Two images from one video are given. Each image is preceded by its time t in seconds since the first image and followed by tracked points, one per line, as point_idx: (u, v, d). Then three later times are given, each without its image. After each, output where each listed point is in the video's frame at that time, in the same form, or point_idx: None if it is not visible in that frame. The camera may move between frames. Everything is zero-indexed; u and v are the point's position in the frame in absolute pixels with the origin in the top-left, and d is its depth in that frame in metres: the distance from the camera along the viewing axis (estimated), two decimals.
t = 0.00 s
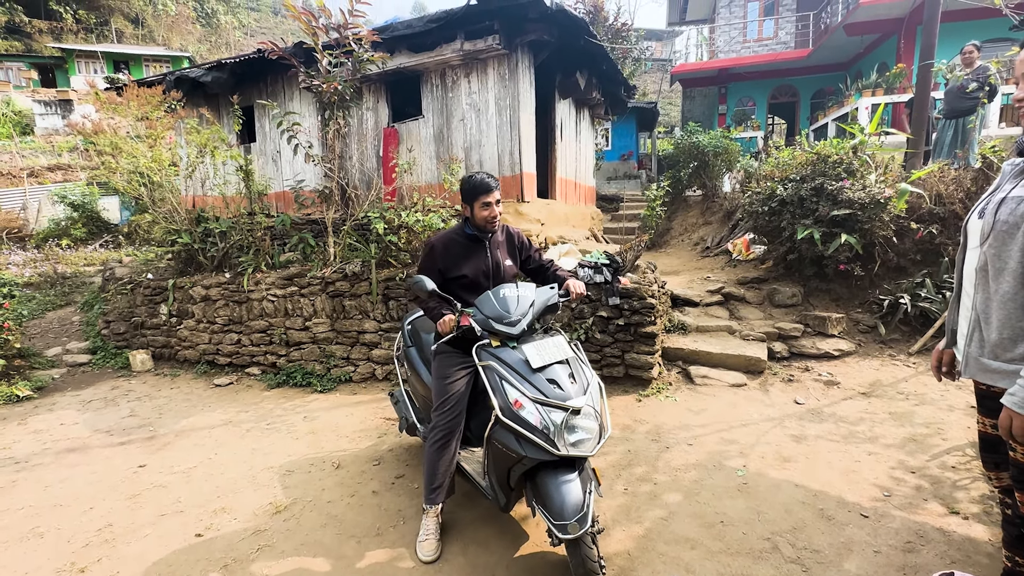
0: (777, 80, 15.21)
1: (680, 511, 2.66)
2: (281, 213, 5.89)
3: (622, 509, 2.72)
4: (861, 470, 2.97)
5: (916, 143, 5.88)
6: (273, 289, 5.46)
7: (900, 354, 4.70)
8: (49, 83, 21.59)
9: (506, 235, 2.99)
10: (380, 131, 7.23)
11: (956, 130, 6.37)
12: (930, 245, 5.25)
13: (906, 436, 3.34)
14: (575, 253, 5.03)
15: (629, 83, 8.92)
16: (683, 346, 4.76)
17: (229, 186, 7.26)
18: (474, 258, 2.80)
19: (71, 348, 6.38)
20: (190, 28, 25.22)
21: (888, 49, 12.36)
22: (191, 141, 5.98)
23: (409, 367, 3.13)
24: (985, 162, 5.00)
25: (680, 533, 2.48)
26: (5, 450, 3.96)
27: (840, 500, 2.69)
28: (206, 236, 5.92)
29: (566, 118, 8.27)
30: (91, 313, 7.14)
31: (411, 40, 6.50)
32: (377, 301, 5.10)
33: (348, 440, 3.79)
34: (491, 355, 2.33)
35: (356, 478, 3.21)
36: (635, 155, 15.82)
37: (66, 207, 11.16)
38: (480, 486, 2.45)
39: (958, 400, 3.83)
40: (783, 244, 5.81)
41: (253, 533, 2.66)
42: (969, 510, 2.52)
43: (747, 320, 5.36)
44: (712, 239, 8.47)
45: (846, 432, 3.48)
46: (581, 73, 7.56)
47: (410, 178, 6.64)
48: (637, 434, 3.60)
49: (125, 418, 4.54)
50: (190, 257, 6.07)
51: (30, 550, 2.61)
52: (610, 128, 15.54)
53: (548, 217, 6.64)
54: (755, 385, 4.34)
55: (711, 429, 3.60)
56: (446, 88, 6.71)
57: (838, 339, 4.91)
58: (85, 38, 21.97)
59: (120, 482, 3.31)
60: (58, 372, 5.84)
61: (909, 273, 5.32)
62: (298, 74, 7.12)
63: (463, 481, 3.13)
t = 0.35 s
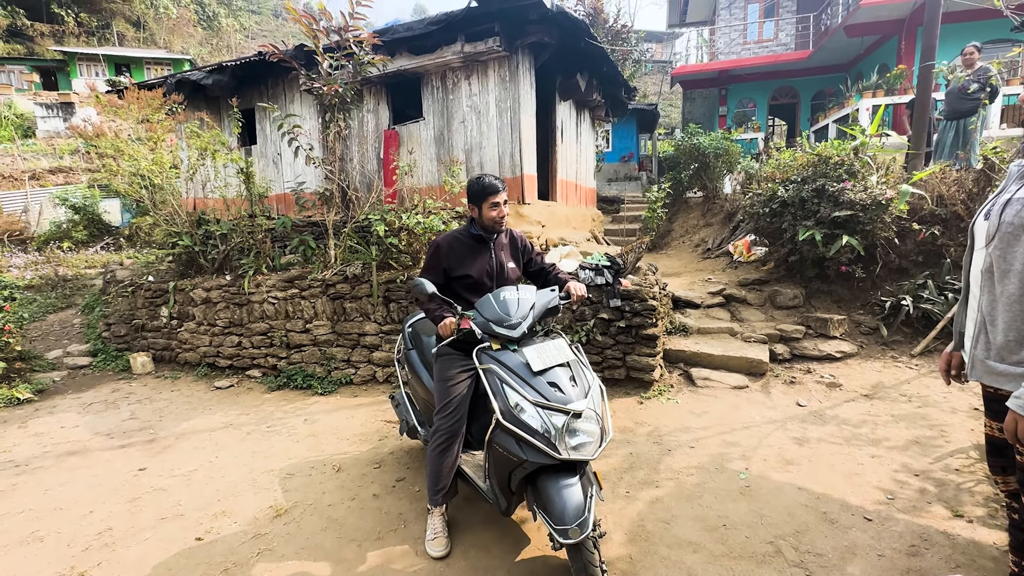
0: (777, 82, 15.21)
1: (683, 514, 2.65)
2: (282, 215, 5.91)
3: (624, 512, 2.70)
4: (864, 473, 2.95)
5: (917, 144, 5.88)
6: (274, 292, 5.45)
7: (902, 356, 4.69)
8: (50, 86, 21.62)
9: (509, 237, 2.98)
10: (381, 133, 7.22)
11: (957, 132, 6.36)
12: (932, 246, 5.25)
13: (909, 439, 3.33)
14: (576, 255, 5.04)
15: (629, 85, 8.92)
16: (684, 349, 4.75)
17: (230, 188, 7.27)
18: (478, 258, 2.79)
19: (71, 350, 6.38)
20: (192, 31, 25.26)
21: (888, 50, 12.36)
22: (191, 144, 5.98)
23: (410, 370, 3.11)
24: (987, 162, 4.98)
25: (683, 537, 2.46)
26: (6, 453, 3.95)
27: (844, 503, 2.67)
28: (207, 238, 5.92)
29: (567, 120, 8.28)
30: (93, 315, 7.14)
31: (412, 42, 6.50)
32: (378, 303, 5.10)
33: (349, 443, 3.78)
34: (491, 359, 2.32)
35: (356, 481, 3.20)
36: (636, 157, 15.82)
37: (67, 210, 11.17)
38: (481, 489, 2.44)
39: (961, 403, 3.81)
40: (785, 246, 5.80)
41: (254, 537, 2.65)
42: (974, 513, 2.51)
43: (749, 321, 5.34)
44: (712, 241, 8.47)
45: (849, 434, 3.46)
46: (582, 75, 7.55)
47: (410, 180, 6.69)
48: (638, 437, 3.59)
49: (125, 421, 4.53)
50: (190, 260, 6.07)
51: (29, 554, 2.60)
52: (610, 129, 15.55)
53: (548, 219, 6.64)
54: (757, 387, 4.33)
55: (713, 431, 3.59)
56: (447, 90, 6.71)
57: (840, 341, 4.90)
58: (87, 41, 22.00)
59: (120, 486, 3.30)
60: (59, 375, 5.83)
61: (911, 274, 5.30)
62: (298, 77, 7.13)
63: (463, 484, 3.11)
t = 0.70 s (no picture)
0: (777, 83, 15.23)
1: (684, 517, 2.64)
2: (282, 217, 5.91)
3: (625, 515, 2.69)
4: (865, 475, 2.94)
5: (917, 145, 5.88)
6: (274, 294, 5.44)
7: (903, 358, 4.67)
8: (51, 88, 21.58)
9: (508, 238, 2.98)
10: (381, 135, 7.23)
11: (957, 133, 6.37)
12: (933, 248, 5.24)
13: (911, 441, 3.32)
14: (577, 257, 5.04)
15: (629, 87, 8.93)
16: (684, 350, 4.74)
17: (230, 190, 7.28)
18: (477, 258, 2.79)
19: (71, 352, 6.37)
20: (193, 34, 25.32)
21: (888, 52, 12.38)
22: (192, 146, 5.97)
23: (411, 371, 3.10)
24: (987, 164, 4.94)
25: (685, 539, 2.45)
26: (6, 455, 3.95)
27: (846, 505, 2.66)
28: (207, 240, 5.94)
29: (567, 122, 8.28)
30: (93, 317, 7.14)
31: (412, 44, 6.50)
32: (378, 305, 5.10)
33: (350, 445, 3.77)
34: (492, 359, 2.31)
35: (356, 484, 3.19)
36: (636, 159, 15.84)
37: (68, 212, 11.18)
38: (482, 491, 2.43)
39: (963, 404, 3.80)
40: (785, 247, 5.79)
41: (254, 539, 2.64)
42: (977, 516, 2.49)
43: (750, 323, 5.33)
44: (713, 243, 8.46)
45: (850, 436, 3.45)
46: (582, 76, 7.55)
47: (410, 181, 6.73)
48: (639, 439, 3.58)
49: (125, 423, 4.52)
50: (191, 262, 6.07)
51: (28, 557, 2.59)
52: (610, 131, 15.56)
53: (548, 220, 6.64)
54: (758, 389, 4.32)
55: (714, 433, 3.58)
56: (447, 92, 6.72)
57: (841, 343, 4.89)
58: (87, 44, 22.02)
59: (120, 488, 3.30)
60: (59, 377, 5.82)
61: (912, 275, 5.30)
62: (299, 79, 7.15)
63: (463, 487, 3.10)
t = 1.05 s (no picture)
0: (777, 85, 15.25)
1: (685, 519, 2.64)
2: (282, 219, 5.91)
3: (625, 517, 2.69)
4: (866, 477, 2.94)
5: (917, 147, 5.89)
6: (274, 295, 5.44)
7: (904, 360, 4.67)
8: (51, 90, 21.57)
9: (507, 240, 2.99)
10: (382, 137, 7.24)
11: (958, 135, 6.37)
12: (934, 249, 5.23)
13: (912, 443, 3.32)
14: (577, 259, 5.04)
15: (629, 89, 8.94)
16: (685, 352, 4.74)
17: (231, 192, 7.29)
18: (477, 260, 2.79)
19: (71, 354, 6.37)
20: (194, 36, 25.34)
21: (888, 54, 12.39)
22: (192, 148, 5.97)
23: (411, 373, 3.10)
24: (987, 166, 4.98)
25: (686, 542, 2.45)
26: (6, 457, 3.95)
27: (847, 507, 2.66)
28: (207, 242, 5.95)
29: (567, 124, 8.30)
30: (93, 319, 7.15)
31: (413, 46, 6.51)
32: (378, 307, 5.10)
33: (350, 447, 3.77)
34: (493, 362, 2.31)
35: (356, 486, 3.19)
36: (636, 160, 15.86)
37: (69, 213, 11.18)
38: (482, 493, 2.43)
39: (963, 406, 3.80)
40: (785, 249, 5.79)
41: (254, 541, 2.64)
42: (978, 518, 2.49)
43: (750, 325, 5.33)
44: (713, 244, 8.46)
45: (850, 438, 3.45)
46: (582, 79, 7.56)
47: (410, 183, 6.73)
48: (639, 440, 3.58)
49: (126, 425, 4.52)
50: (191, 263, 6.08)
51: (28, 559, 2.59)
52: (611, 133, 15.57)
53: (549, 222, 6.65)
54: (758, 391, 4.32)
55: (714, 435, 3.58)
56: (448, 94, 6.73)
57: (841, 345, 4.89)
58: (88, 46, 22.02)
59: (120, 490, 3.30)
60: (60, 378, 5.82)
61: (912, 277, 5.30)
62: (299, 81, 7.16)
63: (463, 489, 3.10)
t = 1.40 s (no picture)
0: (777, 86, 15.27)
1: (685, 520, 2.63)
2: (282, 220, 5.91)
3: (625, 518, 2.69)
4: (866, 478, 2.94)
5: (917, 149, 5.90)
6: (274, 296, 5.44)
7: (903, 361, 4.67)
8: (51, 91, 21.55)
9: (507, 241, 3.00)
10: (382, 138, 7.25)
11: (958, 136, 6.38)
12: (933, 250, 5.23)
13: (912, 444, 3.32)
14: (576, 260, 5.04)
15: (629, 90, 8.95)
16: (685, 353, 4.74)
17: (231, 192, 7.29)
18: (476, 261, 2.79)
19: (71, 354, 6.36)
20: (194, 37, 25.34)
21: (887, 56, 12.42)
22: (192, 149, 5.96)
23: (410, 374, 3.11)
24: (986, 167, 4.99)
25: (686, 543, 2.45)
26: (5, 458, 3.94)
27: (847, 509, 2.66)
28: (207, 243, 5.95)
29: (568, 125, 8.31)
30: (93, 319, 7.15)
31: (413, 47, 6.51)
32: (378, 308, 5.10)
33: (350, 448, 3.76)
34: (492, 363, 2.31)
35: (356, 487, 3.19)
36: (636, 161, 15.87)
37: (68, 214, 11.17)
38: (482, 494, 2.43)
39: (963, 407, 3.80)
40: (785, 250, 5.80)
41: (254, 542, 2.64)
42: (978, 519, 2.49)
43: (750, 326, 5.34)
44: (713, 245, 8.47)
45: (850, 439, 3.45)
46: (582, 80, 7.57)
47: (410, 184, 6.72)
48: (639, 441, 3.58)
49: (125, 425, 4.51)
50: (191, 264, 6.08)
51: (27, 560, 2.59)
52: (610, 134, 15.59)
53: (549, 223, 6.66)
54: (758, 392, 4.32)
55: (714, 436, 3.58)
56: (448, 95, 6.73)
57: (841, 346, 4.89)
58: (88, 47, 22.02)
59: (120, 491, 3.29)
60: (59, 378, 5.81)
61: (912, 278, 5.30)
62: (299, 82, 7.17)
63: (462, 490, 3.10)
